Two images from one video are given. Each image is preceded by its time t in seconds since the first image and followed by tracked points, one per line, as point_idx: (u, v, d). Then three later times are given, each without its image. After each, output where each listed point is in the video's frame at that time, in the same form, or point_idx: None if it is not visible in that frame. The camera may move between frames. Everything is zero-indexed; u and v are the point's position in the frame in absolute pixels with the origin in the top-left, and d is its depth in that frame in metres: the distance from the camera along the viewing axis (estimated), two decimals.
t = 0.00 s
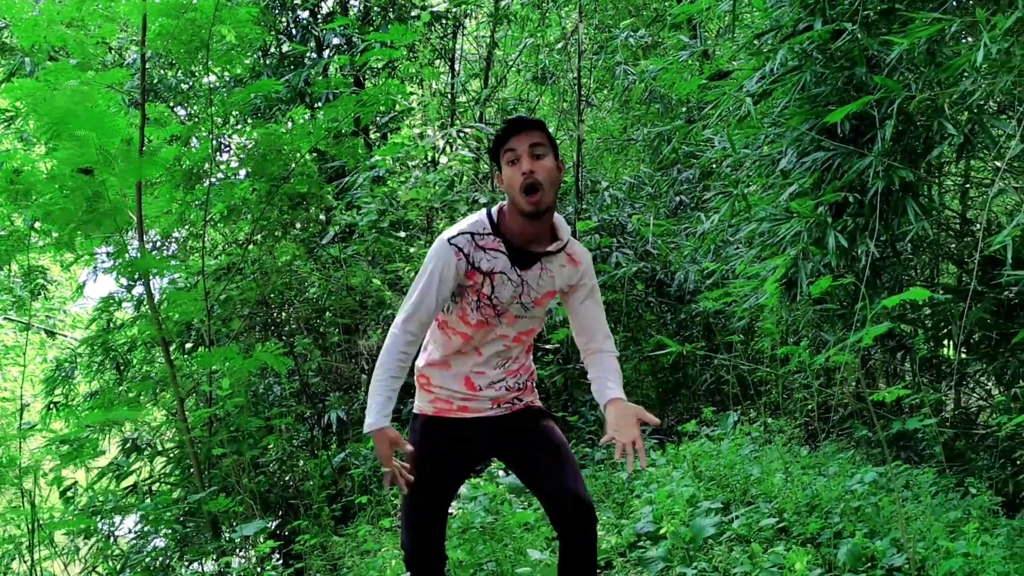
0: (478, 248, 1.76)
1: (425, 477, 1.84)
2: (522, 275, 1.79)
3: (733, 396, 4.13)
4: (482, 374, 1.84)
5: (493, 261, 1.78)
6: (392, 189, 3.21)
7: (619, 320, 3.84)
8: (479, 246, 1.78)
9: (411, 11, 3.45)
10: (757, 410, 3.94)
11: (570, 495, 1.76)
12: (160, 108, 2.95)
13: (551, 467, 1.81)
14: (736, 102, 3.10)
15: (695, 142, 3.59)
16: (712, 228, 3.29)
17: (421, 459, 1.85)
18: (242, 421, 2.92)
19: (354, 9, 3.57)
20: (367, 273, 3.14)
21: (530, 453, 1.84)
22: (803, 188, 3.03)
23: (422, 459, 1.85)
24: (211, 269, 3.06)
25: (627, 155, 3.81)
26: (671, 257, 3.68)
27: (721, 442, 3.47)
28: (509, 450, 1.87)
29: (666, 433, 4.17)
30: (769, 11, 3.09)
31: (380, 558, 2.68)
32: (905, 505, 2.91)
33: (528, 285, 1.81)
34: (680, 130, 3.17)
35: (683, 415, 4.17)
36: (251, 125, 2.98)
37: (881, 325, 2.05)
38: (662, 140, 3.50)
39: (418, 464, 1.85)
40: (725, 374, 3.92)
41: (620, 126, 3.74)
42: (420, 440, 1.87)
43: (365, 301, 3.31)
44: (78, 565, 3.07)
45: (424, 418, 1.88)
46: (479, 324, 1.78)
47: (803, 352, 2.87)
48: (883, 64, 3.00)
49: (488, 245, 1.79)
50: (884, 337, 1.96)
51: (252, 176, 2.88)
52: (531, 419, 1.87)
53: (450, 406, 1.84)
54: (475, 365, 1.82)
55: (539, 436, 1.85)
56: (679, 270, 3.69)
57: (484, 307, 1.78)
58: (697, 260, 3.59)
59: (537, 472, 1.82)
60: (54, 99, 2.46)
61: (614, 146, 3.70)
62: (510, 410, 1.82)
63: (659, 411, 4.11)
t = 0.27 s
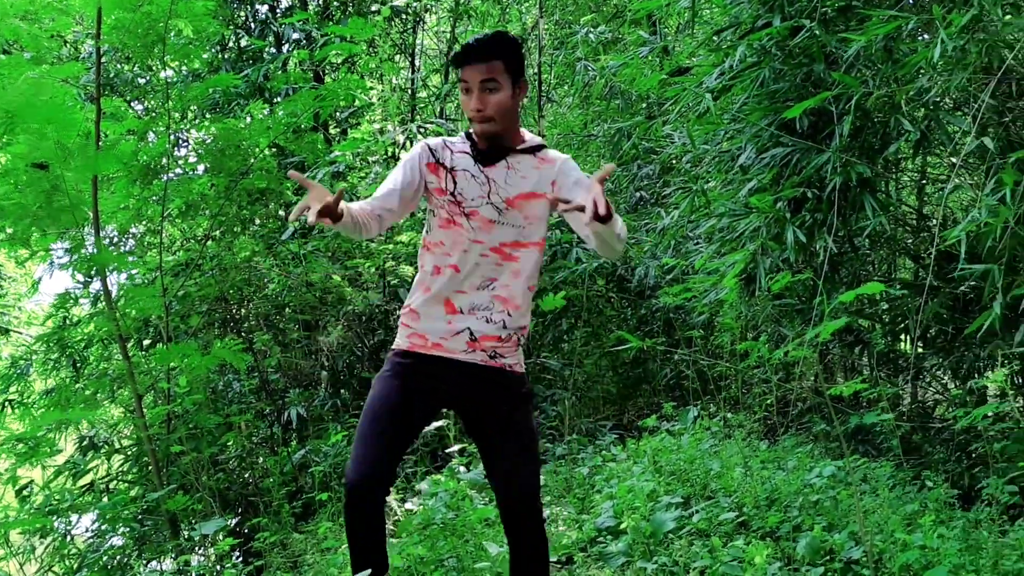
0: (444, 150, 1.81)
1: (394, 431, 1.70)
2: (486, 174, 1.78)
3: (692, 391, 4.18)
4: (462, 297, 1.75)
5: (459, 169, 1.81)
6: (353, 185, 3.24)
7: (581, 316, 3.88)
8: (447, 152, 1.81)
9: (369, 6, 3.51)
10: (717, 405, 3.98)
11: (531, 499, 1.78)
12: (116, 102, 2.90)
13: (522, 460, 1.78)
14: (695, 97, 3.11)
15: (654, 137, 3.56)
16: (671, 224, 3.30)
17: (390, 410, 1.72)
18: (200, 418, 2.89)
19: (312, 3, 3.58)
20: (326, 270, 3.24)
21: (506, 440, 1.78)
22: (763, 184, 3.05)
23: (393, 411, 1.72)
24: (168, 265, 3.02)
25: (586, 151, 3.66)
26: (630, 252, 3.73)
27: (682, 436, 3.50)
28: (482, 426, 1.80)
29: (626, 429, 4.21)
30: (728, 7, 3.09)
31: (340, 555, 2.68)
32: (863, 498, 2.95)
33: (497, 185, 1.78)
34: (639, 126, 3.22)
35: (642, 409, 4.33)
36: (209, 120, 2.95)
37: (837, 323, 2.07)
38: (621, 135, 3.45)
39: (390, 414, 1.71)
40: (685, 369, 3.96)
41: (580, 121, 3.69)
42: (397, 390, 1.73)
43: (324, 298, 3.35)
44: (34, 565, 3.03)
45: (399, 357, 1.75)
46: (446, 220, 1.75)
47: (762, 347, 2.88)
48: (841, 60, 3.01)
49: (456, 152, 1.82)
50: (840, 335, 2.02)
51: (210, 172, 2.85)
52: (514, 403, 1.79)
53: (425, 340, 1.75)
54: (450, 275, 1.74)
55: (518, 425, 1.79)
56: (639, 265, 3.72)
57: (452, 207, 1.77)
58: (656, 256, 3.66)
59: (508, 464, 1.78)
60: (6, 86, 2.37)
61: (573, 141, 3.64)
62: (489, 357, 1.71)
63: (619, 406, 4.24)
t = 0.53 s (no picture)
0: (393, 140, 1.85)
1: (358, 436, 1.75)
2: (437, 164, 1.81)
3: (663, 386, 4.21)
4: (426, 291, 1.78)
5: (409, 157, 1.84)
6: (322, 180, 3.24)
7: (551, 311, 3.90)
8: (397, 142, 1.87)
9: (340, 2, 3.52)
10: (687, 400, 3.99)
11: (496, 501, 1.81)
12: (83, 97, 2.86)
13: (487, 460, 1.81)
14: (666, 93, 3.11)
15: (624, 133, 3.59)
16: (642, 220, 3.31)
17: (354, 415, 1.76)
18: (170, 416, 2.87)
19: None
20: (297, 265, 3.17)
21: (469, 441, 1.81)
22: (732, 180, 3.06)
23: (356, 416, 1.76)
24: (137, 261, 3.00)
25: (556, 147, 3.65)
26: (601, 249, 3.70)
27: (652, 432, 3.51)
28: (446, 427, 1.83)
29: (596, 424, 4.25)
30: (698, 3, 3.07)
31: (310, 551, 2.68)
32: (831, 492, 2.98)
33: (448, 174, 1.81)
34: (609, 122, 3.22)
35: (613, 404, 4.39)
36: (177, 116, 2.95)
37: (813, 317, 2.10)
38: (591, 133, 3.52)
39: (354, 420, 1.76)
40: (654, 365, 4.00)
41: (551, 117, 3.68)
42: (358, 396, 1.77)
43: (294, 293, 3.34)
44: None
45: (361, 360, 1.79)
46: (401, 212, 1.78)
47: (732, 343, 2.89)
48: (810, 57, 3.02)
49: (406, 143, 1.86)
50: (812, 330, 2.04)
51: (179, 168, 2.83)
52: (477, 403, 1.81)
53: (388, 338, 1.78)
54: (410, 270, 1.77)
55: (482, 425, 1.82)
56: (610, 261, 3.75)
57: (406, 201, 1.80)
58: (627, 252, 3.69)
59: (473, 465, 1.81)
60: None
61: (545, 137, 3.64)
62: (452, 355, 1.74)
63: (589, 401, 4.29)
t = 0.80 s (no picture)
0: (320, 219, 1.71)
1: (294, 461, 1.65)
2: (367, 245, 1.69)
3: (627, 380, 4.24)
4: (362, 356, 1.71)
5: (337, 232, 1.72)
6: (285, 175, 3.24)
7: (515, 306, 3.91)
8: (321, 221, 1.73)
9: None
10: (650, 394, 4.01)
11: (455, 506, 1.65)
12: (41, 90, 2.76)
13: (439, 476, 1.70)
14: (629, 89, 3.11)
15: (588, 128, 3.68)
16: (605, 214, 3.32)
17: (293, 442, 1.68)
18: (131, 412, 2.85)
19: None
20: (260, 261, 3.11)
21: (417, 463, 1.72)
22: (695, 175, 3.07)
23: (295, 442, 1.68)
24: (96, 256, 2.95)
25: (521, 142, 3.86)
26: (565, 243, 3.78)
27: (616, 426, 3.52)
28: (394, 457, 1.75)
29: (561, 418, 4.27)
30: None
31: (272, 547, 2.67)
32: (793, 485, 3.00)
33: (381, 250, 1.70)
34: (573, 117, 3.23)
35: (576, 398, 4.44)
36: (137, 110, 2.92)
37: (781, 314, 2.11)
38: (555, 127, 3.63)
39: (292, 447, 1.67)
40: (618, 359, 4.03)
41: (515, 112, 3.85)
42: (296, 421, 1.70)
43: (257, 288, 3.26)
44: None
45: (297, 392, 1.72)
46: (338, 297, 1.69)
47: (694, 337, 2.90)
48: (772, 53, 3.03)
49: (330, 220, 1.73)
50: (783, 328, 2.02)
51: (139, 162, 2.80)
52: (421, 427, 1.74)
53: (325, 379, 1.71)
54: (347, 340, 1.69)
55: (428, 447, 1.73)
56: (573, 255, 3.79)
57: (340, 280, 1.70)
58: (591, 246, 3.71)
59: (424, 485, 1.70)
60: None
61: (508, 132, 3.83)
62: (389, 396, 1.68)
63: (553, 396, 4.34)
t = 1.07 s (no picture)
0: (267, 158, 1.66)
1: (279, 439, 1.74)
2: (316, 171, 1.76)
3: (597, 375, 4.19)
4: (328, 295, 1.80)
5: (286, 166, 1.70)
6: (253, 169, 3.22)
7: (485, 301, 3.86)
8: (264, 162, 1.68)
9: None
10: (619, 389, 4.03)
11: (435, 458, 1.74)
12: (5, 84, 2.70)
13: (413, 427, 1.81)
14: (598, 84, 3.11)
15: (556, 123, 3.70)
16: (575, 210, 3.33)
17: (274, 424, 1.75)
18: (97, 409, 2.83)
19: None
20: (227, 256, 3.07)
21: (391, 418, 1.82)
22: (664, 170, 3.08)
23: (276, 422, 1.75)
24: (61, 251, 2.93)
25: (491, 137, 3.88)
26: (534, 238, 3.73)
27: (585, 421, 3.53)
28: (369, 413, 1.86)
29: (530, 413, 4.23)
30: None
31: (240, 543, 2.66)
32: (761, 479, 3.02)
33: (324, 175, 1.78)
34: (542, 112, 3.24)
35: (547, 393, 4.37)
36: (104, 103, 2.79)
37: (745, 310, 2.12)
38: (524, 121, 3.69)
39: (273, 431, 1.74)
40: (587, 354, 4.00)
41: (484, 107, 3.88)
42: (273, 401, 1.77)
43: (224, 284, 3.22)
44: None
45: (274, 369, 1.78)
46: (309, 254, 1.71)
47: (662, 332, 2.91)
48: (741, 49, 3.04)
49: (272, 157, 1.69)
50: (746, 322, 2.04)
51: (105, 156, 2.78)
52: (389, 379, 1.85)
53: (302, 346, 1.78)
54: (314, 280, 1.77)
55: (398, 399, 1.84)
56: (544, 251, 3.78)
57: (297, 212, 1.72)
58: (560, 241, 3.73)
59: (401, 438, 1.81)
60: None
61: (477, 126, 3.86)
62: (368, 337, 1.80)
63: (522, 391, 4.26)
